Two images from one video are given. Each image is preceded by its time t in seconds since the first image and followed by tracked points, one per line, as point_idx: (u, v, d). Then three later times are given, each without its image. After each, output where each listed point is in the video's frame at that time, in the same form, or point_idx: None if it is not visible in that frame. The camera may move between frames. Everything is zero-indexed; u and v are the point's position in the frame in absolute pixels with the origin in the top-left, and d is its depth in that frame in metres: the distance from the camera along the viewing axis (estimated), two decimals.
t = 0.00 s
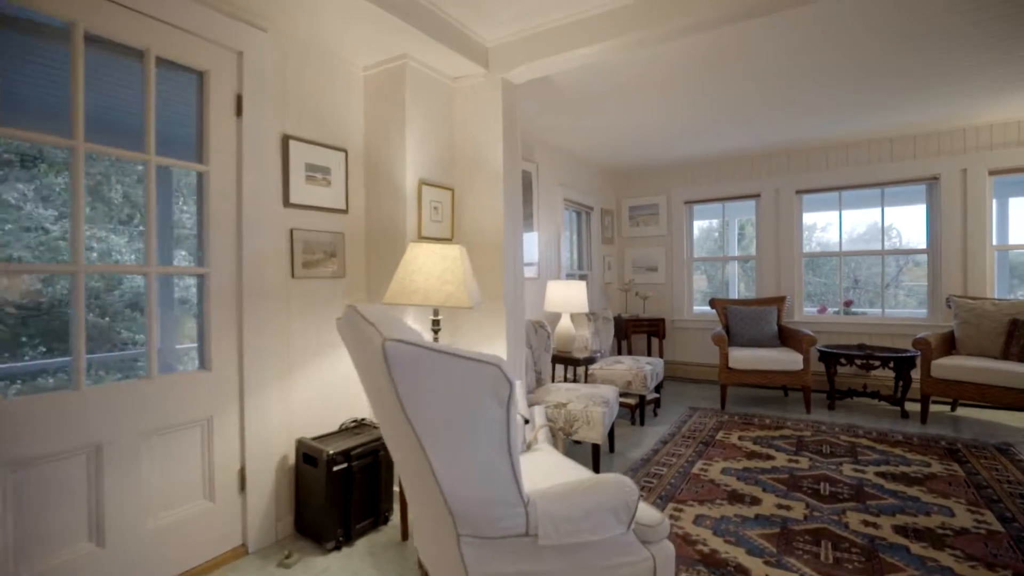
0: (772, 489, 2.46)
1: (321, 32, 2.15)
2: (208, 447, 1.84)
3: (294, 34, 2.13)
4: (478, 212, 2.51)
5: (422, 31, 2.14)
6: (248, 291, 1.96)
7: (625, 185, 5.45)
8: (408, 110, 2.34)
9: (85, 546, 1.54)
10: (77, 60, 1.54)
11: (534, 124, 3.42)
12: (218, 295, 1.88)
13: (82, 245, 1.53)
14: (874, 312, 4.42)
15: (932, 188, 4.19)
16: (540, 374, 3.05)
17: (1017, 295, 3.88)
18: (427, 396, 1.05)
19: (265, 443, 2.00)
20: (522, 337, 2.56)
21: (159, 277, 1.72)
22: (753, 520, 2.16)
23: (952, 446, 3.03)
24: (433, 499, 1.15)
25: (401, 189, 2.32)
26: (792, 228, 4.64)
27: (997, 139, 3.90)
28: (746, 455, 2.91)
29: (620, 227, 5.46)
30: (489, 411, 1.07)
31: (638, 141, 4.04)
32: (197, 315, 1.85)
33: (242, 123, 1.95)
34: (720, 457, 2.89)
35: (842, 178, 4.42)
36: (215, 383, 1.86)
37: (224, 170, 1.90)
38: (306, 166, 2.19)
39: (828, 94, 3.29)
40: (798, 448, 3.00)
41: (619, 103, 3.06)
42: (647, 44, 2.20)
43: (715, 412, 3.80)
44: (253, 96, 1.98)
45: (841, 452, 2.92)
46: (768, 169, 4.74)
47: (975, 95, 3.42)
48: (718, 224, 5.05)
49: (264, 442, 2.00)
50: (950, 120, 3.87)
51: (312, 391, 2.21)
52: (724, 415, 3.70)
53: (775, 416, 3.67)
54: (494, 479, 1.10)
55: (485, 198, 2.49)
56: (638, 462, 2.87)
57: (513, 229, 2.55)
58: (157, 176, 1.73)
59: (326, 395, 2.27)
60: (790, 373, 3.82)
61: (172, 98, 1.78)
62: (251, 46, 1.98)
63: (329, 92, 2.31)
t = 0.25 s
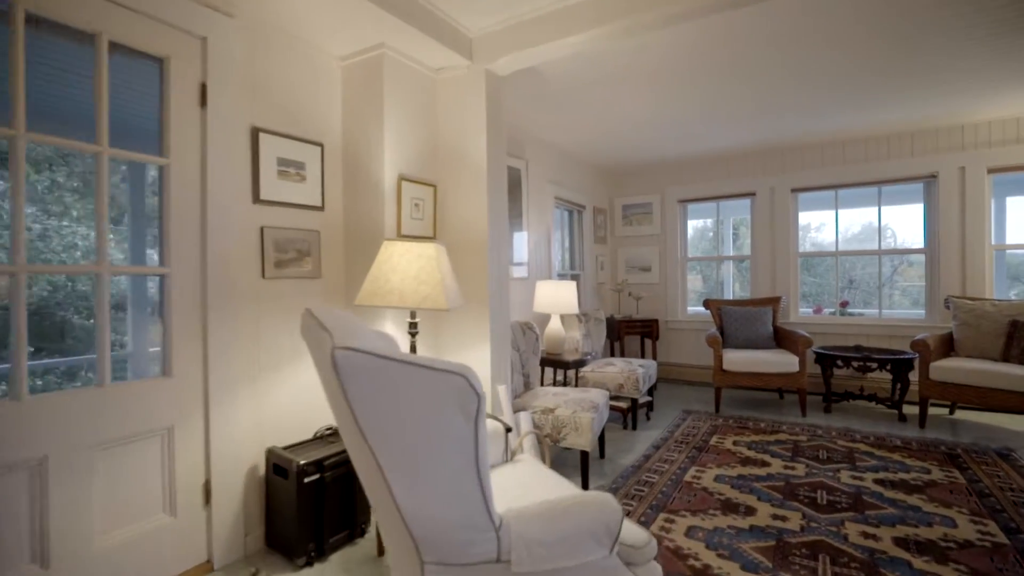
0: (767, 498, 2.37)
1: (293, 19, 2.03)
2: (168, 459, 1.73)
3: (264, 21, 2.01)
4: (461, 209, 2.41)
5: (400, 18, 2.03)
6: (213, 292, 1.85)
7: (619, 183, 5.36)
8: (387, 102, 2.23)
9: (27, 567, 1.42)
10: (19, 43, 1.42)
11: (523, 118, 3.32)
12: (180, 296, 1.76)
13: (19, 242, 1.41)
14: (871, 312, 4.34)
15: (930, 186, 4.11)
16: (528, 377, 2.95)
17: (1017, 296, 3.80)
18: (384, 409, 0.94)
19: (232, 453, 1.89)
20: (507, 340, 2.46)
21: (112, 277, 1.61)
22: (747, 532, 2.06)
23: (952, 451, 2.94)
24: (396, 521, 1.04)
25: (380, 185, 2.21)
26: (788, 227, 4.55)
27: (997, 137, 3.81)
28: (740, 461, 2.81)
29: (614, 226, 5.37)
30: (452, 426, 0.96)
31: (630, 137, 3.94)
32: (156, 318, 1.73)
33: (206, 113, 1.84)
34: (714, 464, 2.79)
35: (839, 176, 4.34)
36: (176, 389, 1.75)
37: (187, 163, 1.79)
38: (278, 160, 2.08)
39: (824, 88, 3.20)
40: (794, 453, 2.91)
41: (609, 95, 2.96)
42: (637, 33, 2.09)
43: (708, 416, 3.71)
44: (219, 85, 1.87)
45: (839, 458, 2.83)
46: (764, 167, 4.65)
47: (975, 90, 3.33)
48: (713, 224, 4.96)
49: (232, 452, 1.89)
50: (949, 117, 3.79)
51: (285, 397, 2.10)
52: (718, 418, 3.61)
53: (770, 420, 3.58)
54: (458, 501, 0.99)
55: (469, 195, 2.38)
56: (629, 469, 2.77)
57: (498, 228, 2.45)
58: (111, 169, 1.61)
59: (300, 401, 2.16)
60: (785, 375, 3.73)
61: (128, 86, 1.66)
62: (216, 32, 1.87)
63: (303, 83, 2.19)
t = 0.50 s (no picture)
0: (765, 507, 2.26)
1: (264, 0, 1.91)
2: (125, 470, 1.60)
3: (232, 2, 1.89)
4: (445, 204, 2.29)
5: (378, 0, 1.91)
6: (175, 291, 1.72)
7: (613, 180, 5.25)
8: (366, 91, 2.11)
9: None
10: None
11: (513, 109, 3.20)
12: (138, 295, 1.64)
13: None
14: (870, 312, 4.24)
15: (930, 183, 4.01)
16: (517, 380, 2.84)
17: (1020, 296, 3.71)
18: (334, 422, 0.83)
19: (196, 463, 1.77)
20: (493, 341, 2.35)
21: (58, 274, 1.47)
22: (746, 544, 1.96)
23: (955, 456, 2.85)
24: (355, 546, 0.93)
25: (358, 178, 2.09)
26: (785, 224, 4.45)
27: (1001, 132, 3.72)
28: (737, 467, 2.71)
29: (608, 224, 5.26)
30: (408, 440, 0.84)
31: (624, 130, 3.83)
32: (110, 318, 1.61)
33: (167, 99, 1.71)
34: (710, 470, 2.69)
35: (837, 173, 4.24)
36: (134, 396, 1.62)
37: (146, 152, 1.66)
38: (248, 151, 1.95)
39: (824, 80, 3.09)
40: (793, 458, 2.81)
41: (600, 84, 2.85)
42: (629, 17, 1.98)
43: (704, 418, 3.61)
44: (182, 69, 1.74)
45: (840, 463, 2.73)
46: (761, 163, 4.55)
47: (978, 84, 3.24)
48: (710, 221, 4.85)
49: (197, 461, 1.77)
50: (950, 112, 3.69)
51: (256, 403, 1.98)
52: (714, 421, 3.51)
53: (768, 422, 3.48)
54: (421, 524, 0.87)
55: (453, 190, 2.27)
56: (622, 475, 2.66)
57: (484, 224, 2.34)
58: (58, 157, 1.48)
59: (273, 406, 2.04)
60: (783, 377, 3.63)
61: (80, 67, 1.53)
62: (179, 13, 1.74)
63: (277, 70, 2.07)
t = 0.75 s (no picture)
0: (766, 520, 2.14)
1: None
2: (69, 488, 1.46)
3: None
4: (426, 199, 2.16)
5: None
6: (128, 291, 1.57)
7: (607, 177, 5.12)
8: (342, 77, 1.97)
9: None
10: None
11: (502, 99, 3.08)
12: (84, 295, 1.49)
13: None
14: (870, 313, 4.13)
15: (933, 180, 3.90)
16: (505, 384, 2.71)
17: None
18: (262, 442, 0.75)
19: (152, 477, 1.63)
20: (479, 345, 2.22)
21: None
22: (747, 561, 1.83)
23: (962, 462, 2.73)
24: None
25: (333, 170, 1.96)
26: (783, 222, 4.34)
27: (1006, 127, 3.61)
28: (736, 475, 2.58)
29: (602, 222, 5.14)
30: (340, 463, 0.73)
31: (618, 124, 3.71)
32: (54, 320, 1.45)
33: (119, 82, 1.56)
34: (708, 478, 2.56)
35: (837, 169, 4.13)
36: (80, 406, 1.48)
37: (94, 138, 1.51)
38: (213, 141, 1.80)
39: (826, 70, 2.97)
40: (794, 466, 2.69)
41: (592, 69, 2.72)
42: None
43: (701, 423, 3.48)
44: (135, 49, 1.59)
45: (842, 471, 2.61)
46: (759, 160, 4.43)
47: (984, 75, 3.12)
48: (706, 220, 4.74)
49: (153, 476, 1.63)
50: (954, 106, 3.58)
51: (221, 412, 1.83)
52: (711, 426, 3.39)
53: (767, 427, 3.36)
54: (366, 560, 0.76)
55: (435, 183, 2.13)
56: (615, 484, 2.53)
57: (469, 220, 2.20)
58: None
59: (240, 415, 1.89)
60: (782, 380, 3.51)
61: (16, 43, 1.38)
62: None
63: (246, 54, 1.93)
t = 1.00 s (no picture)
0: (761, 531, 2.02)
1: None
2: None
3: None
4: (403, 195, 2.03)
5: None
6: (69, 292, 1.44)
7: (598, 175, 5.02)
8: (311, 63, 1.85)
9: None
10: None
11: (486, 91, 2.96)
12: (17, 295, 1.36)
13: None
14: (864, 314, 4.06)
15: (928, 178, 3.83)
16: (490, 390, 2.61)
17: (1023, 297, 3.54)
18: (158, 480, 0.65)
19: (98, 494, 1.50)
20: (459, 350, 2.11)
21: None
22: None
23: (960, 468, 2.65)
24: None
25: (301, 162, 1.83)
26: (776, 221, 4.26)
27: (1002, 125, 3.54)
28: (729, 483, 2.48)
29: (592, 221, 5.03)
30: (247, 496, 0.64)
31: (608, 119, 3.60)
32: None
33: (58, 63, 1.43)
34: (699, 487, 2.46)
35: (831, 167, 4.05)
36: (13, 418, 1.35)
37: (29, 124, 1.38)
38: (169, 130, 1.66)
39: (821, 64, 2.88)
40: (788, 472, 2.59)
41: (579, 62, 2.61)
42: None
43: (693, 427, 3.39)
44: (78, 28, 1.46)
45: (838, 478, 2.51)
46: (752, 157, 4.35)
47: (981, 70, 3.05)
48: (698, 219, 4.65)
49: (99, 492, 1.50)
50: (950, 103, 3.51)
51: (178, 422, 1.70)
52: (703, 430, 3.29)
53: (760, 431, 3.27)
54: None
55: (412, 177, 2.01)
56: (603, 494, 2.42)
57: (448, 216, 2.08)
58: None
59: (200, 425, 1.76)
60: (776, 382, 3.42)
61: None
62: None
63: (207, 37, 1.80)
